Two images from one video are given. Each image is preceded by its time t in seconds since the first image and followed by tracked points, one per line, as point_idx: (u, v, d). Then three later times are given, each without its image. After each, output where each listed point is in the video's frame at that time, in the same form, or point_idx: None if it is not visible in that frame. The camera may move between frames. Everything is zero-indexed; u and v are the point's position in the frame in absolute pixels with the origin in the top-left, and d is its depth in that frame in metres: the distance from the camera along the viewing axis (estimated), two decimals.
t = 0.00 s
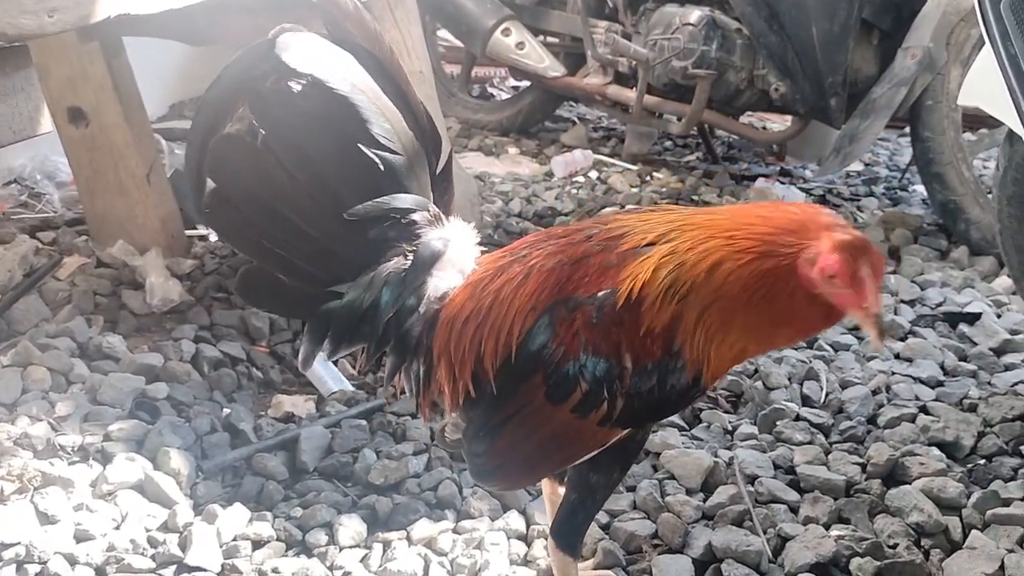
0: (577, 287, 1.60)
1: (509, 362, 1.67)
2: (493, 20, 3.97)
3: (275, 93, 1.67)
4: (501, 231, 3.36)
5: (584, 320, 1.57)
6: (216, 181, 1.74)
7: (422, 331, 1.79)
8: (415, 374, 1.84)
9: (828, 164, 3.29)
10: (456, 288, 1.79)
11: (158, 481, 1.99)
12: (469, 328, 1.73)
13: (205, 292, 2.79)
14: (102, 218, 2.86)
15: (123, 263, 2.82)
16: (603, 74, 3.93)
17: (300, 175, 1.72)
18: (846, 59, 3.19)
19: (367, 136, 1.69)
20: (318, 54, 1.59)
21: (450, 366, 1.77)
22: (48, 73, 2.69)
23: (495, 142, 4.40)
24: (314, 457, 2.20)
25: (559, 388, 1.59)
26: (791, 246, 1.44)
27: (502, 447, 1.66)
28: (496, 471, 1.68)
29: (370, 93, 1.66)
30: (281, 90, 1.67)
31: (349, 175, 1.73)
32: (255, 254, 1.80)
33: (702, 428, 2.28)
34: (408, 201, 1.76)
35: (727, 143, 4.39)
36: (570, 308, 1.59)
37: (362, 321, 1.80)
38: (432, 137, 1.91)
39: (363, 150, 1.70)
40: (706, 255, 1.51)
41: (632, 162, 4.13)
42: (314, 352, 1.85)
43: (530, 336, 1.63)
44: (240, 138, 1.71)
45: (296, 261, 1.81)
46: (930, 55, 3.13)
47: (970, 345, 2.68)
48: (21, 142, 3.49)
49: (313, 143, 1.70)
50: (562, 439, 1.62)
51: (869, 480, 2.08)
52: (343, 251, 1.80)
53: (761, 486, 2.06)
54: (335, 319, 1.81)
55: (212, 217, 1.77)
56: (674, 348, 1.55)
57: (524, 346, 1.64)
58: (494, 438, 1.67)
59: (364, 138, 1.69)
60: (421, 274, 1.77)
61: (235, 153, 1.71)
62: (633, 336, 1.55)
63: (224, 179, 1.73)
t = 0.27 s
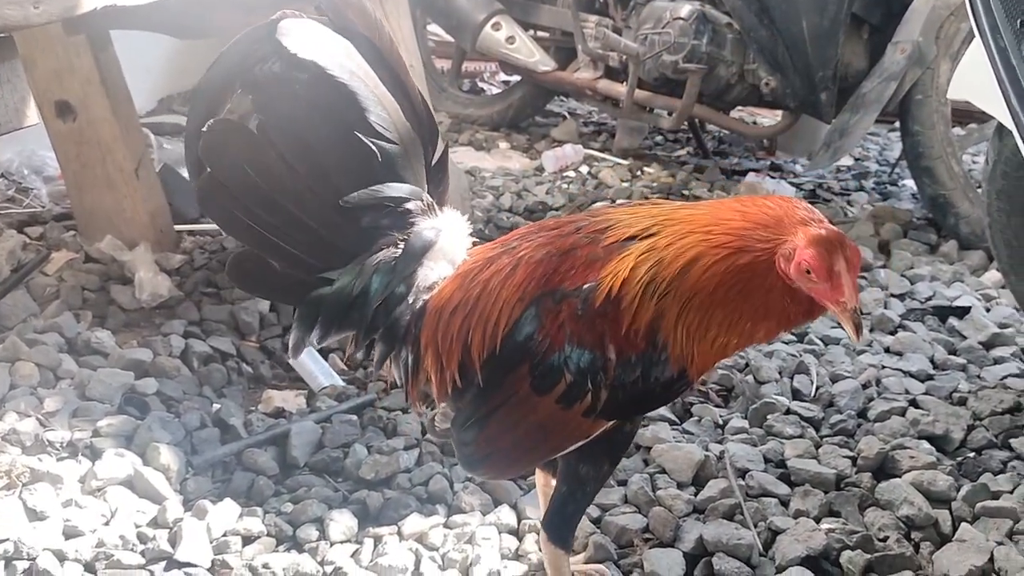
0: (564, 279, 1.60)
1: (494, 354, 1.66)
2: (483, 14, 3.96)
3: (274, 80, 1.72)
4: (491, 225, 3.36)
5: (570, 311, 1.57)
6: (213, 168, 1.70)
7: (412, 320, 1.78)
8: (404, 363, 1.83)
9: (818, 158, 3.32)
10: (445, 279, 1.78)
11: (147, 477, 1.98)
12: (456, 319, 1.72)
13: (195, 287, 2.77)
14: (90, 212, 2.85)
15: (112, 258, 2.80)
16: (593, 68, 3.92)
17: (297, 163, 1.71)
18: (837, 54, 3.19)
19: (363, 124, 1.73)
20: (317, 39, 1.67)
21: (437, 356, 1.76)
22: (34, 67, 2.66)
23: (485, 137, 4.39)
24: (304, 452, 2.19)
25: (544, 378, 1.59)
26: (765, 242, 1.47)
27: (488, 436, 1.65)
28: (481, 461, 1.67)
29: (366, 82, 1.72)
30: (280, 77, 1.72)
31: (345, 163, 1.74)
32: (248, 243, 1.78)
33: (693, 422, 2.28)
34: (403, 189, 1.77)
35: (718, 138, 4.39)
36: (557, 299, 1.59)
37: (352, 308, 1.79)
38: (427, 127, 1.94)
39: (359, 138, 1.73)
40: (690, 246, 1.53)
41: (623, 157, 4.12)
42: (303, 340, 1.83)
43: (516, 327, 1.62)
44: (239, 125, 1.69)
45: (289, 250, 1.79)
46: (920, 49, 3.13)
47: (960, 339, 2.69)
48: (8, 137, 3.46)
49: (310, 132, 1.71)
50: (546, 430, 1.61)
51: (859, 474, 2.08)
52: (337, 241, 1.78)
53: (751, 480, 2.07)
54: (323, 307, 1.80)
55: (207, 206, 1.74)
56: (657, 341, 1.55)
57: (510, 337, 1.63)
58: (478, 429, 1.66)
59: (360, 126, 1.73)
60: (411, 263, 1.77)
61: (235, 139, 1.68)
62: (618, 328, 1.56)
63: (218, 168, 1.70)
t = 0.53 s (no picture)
0: (547, 271, 1.59)
1: (478, 344, 1.65)
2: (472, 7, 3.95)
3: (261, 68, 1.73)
4: (481, 218, 3.35)
5: (553, 302, 1.56)
6: (194, 155, 1.74)
7: (397, 310, 1.78)
8: (389, 352, 1.83)
9: (807, 150, 3.34)
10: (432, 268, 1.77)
11: (136, 471, 1.97)
12: (440, 310, 1.71)
13: (182, 280, 2.76)
14: (77, 205, 2.83)
15: (99, 251, 2.78)
16: (582, 60, 3.92)
17: (278, 152, 1.74)
18: (826, 46, 3.20)
19: (351, 116, 1.74)
20: (300, 31, 1.67)
21: (422, 346, 1.75)
22: (19, 60, 2.63)
23: (474, 129, 4.38)
24: (294, 445, 2.18)
25: (526, 369, 1.58)
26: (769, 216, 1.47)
27: (470, 426, 1.65)
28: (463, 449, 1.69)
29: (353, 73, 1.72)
30: (268, 67, 1.73)
31: (330, 154, 1.75)
32: (229, 231, 1.81)
33: (682, 414, 2.29)
34: (389, 180, 1.77)
35: (706, 130, 4.39)
36: (540, 290, 1.58)
37: (337, 298, 1.79)
38: (414, 116, 1.93)
39: (346, 129, 1.74)
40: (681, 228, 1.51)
41: (612, 149, 4.12)
42: (287, 330, 1.84)
43: (500, 318, 1.61)
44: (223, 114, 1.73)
45: (272, 240, 1.82)
46: (907, 42, 3.14)
47: (947, 330, 2.70)
48: None
49: (295, 124, 1.73)
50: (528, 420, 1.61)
51: (847, 464, 2.09)
52: (320, 228, 1.81)
53: (740, 470, 2.08)
54: (308, 297, 1.81)
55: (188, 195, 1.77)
56: (639, 333, 1.54)
57: (494, 328, 1.62)
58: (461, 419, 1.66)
59: (347, 117, 1.73)
60: (398, 253, 1.76)
61: (216, 127, 1.73)
62: (599, 319, 1.54)
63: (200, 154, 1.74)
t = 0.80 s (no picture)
0: (544, 265, 1.60)
1: (475, 340, 1.66)
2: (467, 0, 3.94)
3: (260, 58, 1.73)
4: (476, 212, 3.35)
5: (549, 296, 1.56)
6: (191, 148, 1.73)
7: (391, 306, 1.78)
8: (384, 348, 1.83)
9: (801, 144, 3.33)
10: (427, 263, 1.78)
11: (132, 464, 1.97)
12: (436, 305, 1.71)
13: (177, 274, 2.75)
14: (71, 199, 2.82)
15: (94, 245, 2.78)
16: (576, 54, 3.92)
17: (274, 144, 1.75)
18: (820, 40, 3.19)
19: (349, 109, 1.75)
20: (298, 19, 1.68)
21: (418, 341, 1.75)
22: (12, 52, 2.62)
23: (469, 123, 4.38)
24: (290, 438, 2.18)
25: (524, 363, 1.58)
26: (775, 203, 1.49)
27: (469, 422, 1.65)
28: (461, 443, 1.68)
29: (352, 65, 1.74)
30: (268, 57, 1.73)
31: (327, 145, 1.76)
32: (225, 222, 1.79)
33: (677, 406, 2.29)
34: (385, 173, 1.78)
35: (700, 124, 4.40)
36: (537, 284, 1.58)
37: (332, 292, 1.79)
38: (412, 110, 1.93)
39: (344, 121, 1.75)
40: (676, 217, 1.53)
41: (607, 143, 4.12)
42: (281, 324, 1.83)
43: (497, 313, 1.62)
44: (219, 105, 1.72)
45: (266, 231, 1.80)
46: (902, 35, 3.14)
47: (940, 323, 2.71)
48: None
49: (293, 115, 1.74)
50: (526, 414, 1.61)
51: (842, 456, 2.10)
52: (315, 219, 1.80)
53: (736, 462, 2.08)
54: (302, 290, 1.81)
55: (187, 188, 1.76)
56: (636, 325, 1.54)
57: (491, 323, 1.63)
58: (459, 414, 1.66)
59: (344, 110, 1.75)
60: (392, 248, 1.77)
61: (213, 118, 1.72)
62: (596, 311, 1.54)
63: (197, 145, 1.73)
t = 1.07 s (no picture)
0: (534, 261, 1.59)
1: (466, 337, 1.65)
2: None
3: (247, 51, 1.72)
4: (470, 203, 3.35)
5: (540, 292, 1.56)
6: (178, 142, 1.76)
7: (381, 303, 1.77)
8: (376, 345, 1.82)
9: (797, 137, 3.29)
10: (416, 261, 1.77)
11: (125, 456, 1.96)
12: (426, 303, 1.71)
13: (170, 265, 2.74)
14: (63, 190, 2.81)
15: (86, 236, 2.77)
16: (571, 45, 3.91)
17: (262, 137, 1.75)
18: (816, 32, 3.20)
19: (337, 103, 1.73)
20: (290, 13, 1.71)
21: (409, 338, 1.75)
22: (4, 43, 2.62)
23: (463, 114, 4.37)
24: (283, 430, 2.18)
25: (515, 361, 1.58)
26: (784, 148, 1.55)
27: (461, 419, 1.63)
28: (455, 440, 1.66)
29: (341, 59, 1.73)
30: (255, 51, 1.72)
31: (316, 140, 1.75)
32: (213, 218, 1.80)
33: (671, 398, 2.29)
34: (375, 169, 1.76)
35: (696, 116, 4.39)
36: (527, 281, 1.58)
37: (321, 288, 1.78)
38: (405, 107, 1.91)
39: (333, 115, 1.74)
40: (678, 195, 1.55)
41: (602, 135, 4.11)
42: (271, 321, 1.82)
43: (488, 310, 1.61)
44: (207, 99, 1.72)
45: (256, 228, 1.81)
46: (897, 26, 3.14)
47: (935, 315, 2.71)
48: None
49: (281, 108, 1.73)
50: (519, 411, 1.60)
51: (836, 447, 2.10)
52: (305, 215, 1.80)
53: (730, 454, 2.08)
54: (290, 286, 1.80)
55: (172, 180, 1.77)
56: (627, 321, 1.54)
57: (482, 320, 1.62)
58: (451, 410, 1.64)
59: (333, 104, 1.73)
60: (381, 244, 1.75)
61: (200, 113, 1.73)
62: (586, 307, 1.54)
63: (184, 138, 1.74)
